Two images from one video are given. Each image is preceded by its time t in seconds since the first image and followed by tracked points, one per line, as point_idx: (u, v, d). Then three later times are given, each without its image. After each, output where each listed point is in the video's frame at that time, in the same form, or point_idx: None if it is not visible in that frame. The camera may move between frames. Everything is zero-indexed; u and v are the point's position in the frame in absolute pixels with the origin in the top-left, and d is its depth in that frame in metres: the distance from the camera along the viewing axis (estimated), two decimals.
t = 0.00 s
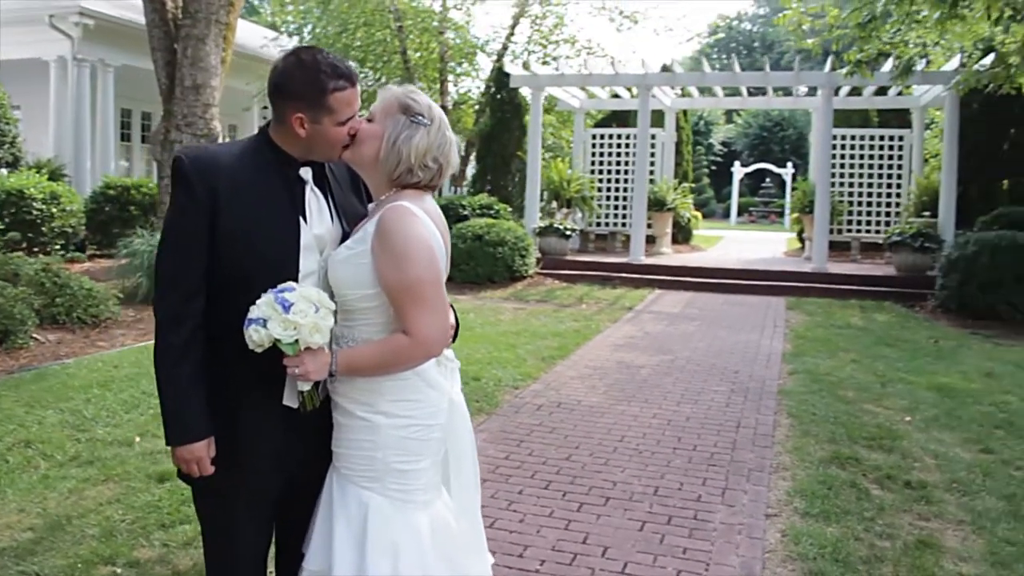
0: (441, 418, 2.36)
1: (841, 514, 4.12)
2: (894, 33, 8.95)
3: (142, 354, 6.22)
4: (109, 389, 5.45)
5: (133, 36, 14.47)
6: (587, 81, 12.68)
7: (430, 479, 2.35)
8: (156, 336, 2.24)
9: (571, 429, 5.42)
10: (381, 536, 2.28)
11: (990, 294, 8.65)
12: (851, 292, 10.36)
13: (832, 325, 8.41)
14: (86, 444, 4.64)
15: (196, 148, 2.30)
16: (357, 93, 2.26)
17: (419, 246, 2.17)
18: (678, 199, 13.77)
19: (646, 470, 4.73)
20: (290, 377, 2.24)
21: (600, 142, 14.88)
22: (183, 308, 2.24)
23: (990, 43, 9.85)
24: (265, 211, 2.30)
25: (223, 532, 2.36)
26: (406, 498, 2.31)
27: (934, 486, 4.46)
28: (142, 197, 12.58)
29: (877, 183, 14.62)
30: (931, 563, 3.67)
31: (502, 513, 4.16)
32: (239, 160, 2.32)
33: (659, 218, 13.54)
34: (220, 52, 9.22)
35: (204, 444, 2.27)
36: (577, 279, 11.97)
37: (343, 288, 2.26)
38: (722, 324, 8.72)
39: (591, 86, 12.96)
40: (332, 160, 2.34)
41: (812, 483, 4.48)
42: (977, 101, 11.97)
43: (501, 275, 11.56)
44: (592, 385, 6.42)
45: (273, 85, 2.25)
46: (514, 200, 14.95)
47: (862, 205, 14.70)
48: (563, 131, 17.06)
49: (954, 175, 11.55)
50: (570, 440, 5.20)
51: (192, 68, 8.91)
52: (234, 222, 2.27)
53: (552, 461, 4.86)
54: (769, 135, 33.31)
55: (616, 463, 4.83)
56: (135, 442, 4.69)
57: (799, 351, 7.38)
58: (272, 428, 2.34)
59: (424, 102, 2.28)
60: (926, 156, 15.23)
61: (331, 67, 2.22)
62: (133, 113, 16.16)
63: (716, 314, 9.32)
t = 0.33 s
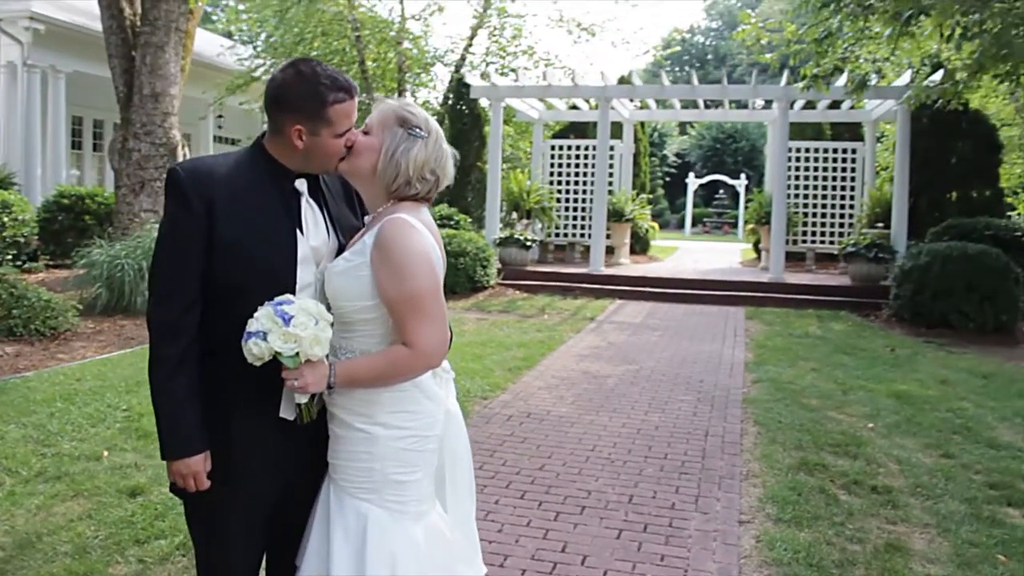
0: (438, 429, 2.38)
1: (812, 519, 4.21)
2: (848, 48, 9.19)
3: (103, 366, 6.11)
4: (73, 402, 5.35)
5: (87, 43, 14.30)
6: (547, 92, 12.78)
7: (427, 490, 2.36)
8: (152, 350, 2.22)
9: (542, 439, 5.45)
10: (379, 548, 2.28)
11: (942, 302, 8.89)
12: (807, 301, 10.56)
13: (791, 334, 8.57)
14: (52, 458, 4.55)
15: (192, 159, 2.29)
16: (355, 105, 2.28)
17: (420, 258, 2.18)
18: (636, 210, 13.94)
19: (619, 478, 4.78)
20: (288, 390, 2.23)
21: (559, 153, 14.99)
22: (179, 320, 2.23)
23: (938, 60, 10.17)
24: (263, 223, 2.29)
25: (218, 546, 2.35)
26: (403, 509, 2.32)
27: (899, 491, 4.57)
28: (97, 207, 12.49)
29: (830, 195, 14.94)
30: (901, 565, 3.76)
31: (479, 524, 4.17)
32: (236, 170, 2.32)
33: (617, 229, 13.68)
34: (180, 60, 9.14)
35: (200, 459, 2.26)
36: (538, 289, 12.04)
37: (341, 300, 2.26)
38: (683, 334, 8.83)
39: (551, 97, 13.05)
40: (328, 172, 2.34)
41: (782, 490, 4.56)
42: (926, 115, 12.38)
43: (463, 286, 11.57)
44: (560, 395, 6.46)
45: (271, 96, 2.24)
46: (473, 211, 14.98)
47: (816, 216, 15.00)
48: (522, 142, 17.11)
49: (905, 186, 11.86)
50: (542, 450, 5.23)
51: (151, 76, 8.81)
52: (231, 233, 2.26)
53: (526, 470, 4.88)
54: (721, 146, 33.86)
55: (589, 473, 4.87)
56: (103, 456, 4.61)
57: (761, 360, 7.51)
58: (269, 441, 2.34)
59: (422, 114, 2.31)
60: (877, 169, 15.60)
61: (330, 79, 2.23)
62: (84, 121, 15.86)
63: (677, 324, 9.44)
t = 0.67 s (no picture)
0: (440, 437, 2.40)
1: (789, 523, 4.28)
2: (811, 61, 9.42)
3: (71, 377, 5.99)
4: (41, 413, 5.23)
5: (43, 47, 14.14)
6: (512, 102, 12.83)
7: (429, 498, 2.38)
8: (152, 359, 2.20)
9: (519, 446, 5.46)
10: (382, 555, 2.29)
11: (902, 309, 9.09)
12: (771, 309, 10.73)
13: (757, 342, 8.71)
14: (23, 471, 4.45)
15: (192, 167, 2.27)
16: (357, 114, 2.28)
17: (425, 267, 2.20)
18: (600, 218, 14.08)
19: (597, 485, 4.81)
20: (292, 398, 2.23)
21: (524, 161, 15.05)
22: (180, 329, 2.21)
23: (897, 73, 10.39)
24: (264, 231, 2.28)
25: (219, 556, 2.33)
26: (405, 517, 2.33)
27: (872, 495, 4.67)
28: (57, 214, 12.30)
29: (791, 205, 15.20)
30: (878, 567, 3.85)
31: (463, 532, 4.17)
32: (236, 179, 2.30)
33: (582, 238, 13.77)
34: (144, 65, 9.02)
35: (201, 469, 2.24)
36: (505, 298, 12.06)
37: (345, 309, 2.27)
38: (651, 342, 8.91)
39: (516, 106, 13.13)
40: (329, 180, 2.34)
41: (758, 495, 4.64)
42: (884, 127, 12.64)
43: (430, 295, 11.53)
44: (534, 403, 6.48)
45: (273, 103, 2.24)
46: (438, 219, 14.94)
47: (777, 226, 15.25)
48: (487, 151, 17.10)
49: (865, 196, 12.11)
50: (519, 458, 5.25)
51: (115, 81, 8.69)
52: (232, 241, 2.25)
53: (505, 478, 4.89)
54: (681, 156, 34.23)
55: (568, 479, 4.89)
56: (76, 468, 4.52)
57: (729, 367, 7.61)
58: (270, 450, 2.33)
59: (423, 125, 2.32)
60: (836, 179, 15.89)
61: (334, 88, 2.23)
62: (40, 125, 15.60)
63: (644, 332, 9.53)
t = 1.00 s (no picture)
0: (443, 441, 2.41)
1: (768, 524, 4.35)
2: (777, 69, 9.61)
3: (38, 383, 5.87)
4: (10, 421, 5.12)
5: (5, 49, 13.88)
6: (480, 107, 12.88)
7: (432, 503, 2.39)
8: (153, 366, 2.18)
9: (497, 450, 5.48)
10: (386, 560, 2.29)
11: (866, 313, 9.26)
12: (737, 313, 10.87)
13: (725, 346, 8.81)
14: None
15: (194, 170, 2.25)
16: (363, 119, 2.28)
17: (431, 272, 2.20)
18: (567, 223, 14.17)
19: (578, 488, 4.84)
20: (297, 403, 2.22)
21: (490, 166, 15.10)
22: (183, 334, 2.19)
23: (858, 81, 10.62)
24: (268, 236, 2.27)
25: (222, 563, 2.30)
26: (408, 522, 2.34)
27: (847, 495, 4.75)
28: (17, 217, 12.08)
29: (754, 210, 15.41)
30: (856, 565, 3.92)
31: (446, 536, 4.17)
32: (239, 184, 2.29)
33: (548, 242, 13.84)
34: (109, 67, 8.88)
35: (204, 477, 2.22)
36: (473, 302, 12.06)
37: (350, 313, 2.26)
38: (621, 346, 8.97)
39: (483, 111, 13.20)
40: (331, 183, 2.34)
41: (737, 496, 4.69)
42: (847, 133, 12.77)
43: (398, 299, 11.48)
44: (509, 407, 6.49)
45: (278, 104, 2.22)
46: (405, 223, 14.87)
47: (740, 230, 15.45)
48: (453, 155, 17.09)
49: (828, 201, 12.32)
50: (498, 462, 5.26)
51: (79, 82, 8.55)
52: (236, 246, 2.23)
53: (486, 482, 4.89)
54: (643, 161, 34.53)
55: (548, 483, 4.91)
56: (49, 476, 4.43)
57: (700, 370, 7.70)
58: (272, 456, 2.31)
59: (427, 130, 2.33)
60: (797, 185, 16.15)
61: (340, 92, 2.22)
62: None
63: (613, 336, 9.60)
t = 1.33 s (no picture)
0: (444, 446, 2.41)
1: (747, 524, 4.40)
2: (744, 75, 9.81)
3: (4, 391, 5.73)
4: None
5: None
6: (446, 109, 12.89)
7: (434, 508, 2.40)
8: (154, 373, 2.15)
9: (475, 454, 5.47)
10: (390, 567, 2.29)
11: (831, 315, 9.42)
12: (703, 316, 10.99)
13: (693, 348, 8.90)
14: None
15: (194, 176, 2.23)
16: (366, 125, 2.27)
17: (436, 279, 2.20)
18: (532, 226, 14.22)
19: (558, 491, 4.86)
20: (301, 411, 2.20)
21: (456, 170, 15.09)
22: (184, 341, 2.16)
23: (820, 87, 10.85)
24: (268, 241, 2.25)
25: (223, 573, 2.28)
26: (411, 529, 2.35)
27: (821, 495, 4.83)
28: None
29: (717, 213, 15.59)
30: (836, 563, 3.98)
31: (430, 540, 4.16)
32: (239, 189, 2.27)
33: (514, 245, 13.88)
34: (71, 67, 8.74)
35: (205, 485, 2.20)
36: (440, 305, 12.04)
37: (353, 320, 2.25)
38: (591, 349, 9.02)
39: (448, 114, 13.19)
40: (333, 190, 2.33)
41: (715, 497, 4.75)
42: (810, 138, 13.00)
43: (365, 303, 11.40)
44: (485, 410, 6.50)
45: (281, 110, 2.21)
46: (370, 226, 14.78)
47: (704, 234, 15.62)
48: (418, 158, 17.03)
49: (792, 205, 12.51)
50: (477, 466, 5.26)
51: (40, 82, 8.38)
52: (237, 251, 2.21)
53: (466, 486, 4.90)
54: (605, 164, 34.77)
55: (528, 486, 4.92)
56: (22, 486, 4.34)
57: (671, 373, 7.77)
58: (272, 462, 2.29)
59: (429, 137, 2.33)
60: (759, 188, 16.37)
61: (344, 98, 2.22)
62: None
63: (583, 339, 9.65)
